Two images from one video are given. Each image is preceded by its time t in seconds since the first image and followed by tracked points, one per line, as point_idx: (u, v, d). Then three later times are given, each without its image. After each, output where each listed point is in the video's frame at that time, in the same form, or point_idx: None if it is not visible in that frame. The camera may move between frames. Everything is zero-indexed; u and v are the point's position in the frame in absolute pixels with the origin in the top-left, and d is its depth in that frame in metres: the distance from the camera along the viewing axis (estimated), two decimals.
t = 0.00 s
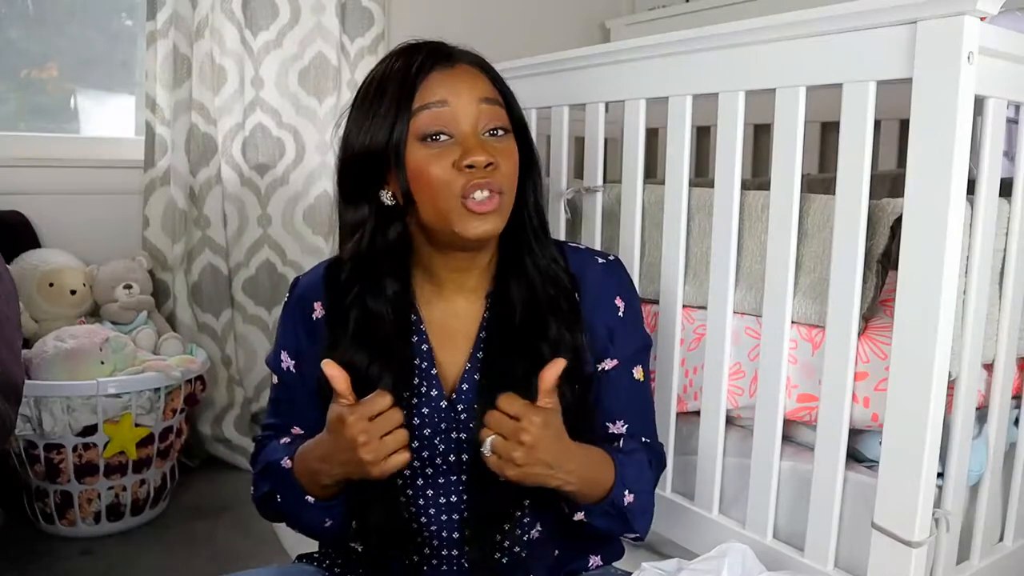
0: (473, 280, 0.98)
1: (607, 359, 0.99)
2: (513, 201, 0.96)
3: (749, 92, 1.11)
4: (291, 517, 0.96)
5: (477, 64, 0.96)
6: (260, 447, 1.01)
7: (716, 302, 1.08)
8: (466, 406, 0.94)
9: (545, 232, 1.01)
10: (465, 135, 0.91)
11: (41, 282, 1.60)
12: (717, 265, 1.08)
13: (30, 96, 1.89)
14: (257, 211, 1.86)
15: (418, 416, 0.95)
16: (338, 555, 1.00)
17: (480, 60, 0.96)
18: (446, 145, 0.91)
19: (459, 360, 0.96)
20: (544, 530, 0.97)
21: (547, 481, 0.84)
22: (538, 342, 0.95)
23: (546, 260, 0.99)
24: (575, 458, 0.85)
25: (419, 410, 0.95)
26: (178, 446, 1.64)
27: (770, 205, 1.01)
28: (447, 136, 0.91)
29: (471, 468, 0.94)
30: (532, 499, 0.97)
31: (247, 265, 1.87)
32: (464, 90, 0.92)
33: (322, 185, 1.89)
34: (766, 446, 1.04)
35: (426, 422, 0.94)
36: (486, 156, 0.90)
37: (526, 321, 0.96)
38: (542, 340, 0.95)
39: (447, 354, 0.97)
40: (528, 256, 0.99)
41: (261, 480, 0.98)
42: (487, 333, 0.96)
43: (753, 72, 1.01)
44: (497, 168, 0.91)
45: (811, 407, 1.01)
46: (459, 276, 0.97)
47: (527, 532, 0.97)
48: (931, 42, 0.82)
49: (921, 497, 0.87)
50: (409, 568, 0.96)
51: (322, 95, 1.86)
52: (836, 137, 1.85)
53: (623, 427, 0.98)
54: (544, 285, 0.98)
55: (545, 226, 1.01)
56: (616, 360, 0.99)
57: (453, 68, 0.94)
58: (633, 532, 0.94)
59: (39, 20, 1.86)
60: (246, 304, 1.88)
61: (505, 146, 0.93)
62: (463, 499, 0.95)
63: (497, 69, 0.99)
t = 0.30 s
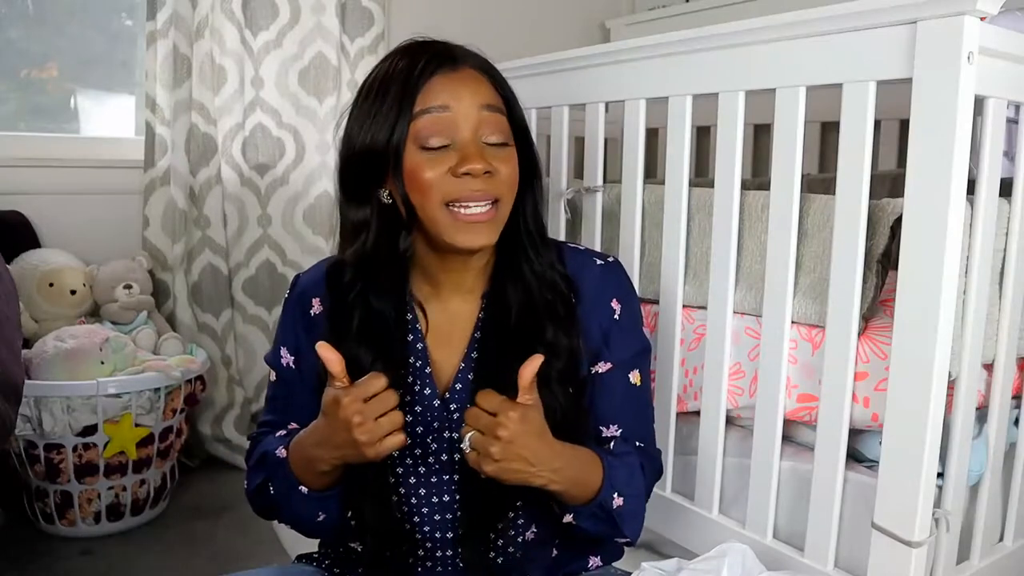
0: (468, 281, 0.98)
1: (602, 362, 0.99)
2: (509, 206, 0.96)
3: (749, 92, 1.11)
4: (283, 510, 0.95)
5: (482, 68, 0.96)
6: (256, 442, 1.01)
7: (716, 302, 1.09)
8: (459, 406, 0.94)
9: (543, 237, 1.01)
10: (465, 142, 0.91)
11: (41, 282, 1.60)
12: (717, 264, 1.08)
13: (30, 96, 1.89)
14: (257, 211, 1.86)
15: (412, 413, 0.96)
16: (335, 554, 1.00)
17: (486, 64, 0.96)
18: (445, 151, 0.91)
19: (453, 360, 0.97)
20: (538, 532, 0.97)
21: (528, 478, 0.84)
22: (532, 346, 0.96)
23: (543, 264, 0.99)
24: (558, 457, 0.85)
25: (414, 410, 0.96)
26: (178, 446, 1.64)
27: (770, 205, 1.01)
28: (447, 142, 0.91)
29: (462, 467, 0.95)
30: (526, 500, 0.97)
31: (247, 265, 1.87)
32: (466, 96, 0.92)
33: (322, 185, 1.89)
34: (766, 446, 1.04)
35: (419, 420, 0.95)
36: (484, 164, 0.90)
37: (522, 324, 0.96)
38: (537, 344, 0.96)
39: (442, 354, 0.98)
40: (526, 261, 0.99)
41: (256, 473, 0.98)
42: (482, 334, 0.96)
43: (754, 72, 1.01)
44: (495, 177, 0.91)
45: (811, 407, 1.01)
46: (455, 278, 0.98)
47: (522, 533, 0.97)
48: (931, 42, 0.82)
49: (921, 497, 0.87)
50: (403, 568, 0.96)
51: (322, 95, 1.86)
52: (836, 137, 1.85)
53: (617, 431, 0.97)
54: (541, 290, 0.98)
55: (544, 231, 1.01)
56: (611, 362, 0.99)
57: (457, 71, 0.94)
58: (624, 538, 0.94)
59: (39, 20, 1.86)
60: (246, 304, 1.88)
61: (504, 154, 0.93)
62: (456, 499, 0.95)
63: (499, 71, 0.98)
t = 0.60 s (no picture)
0: (464, 282, 0.98)
1: (599, 361, 0.99)
2: (509, 209, 0.96)
3: (749, 92, 1.11)
4: (283, 508, 0.96)
5: (495, 73, 0.96)
6: (256, 443, 1.01)
7: (716, 302, 1.08)
8: (456, 407, 0.95)
9: (543, 246, 1.01)
10: (474, 142, 0.91)
11: (41, 282, 1.60)
12: (717, 264, 1.08)
13: (30, 96, 1.89)
14: (257, 211, 1.86)
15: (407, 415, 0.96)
16: (336, 555, 1.00)
17: (499, 67, 0.97)
18: (453, 148, 0.91)
19: (448, 362, 0.97)
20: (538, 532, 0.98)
21: (522, 484, 0.84)
22: (528, 350, 0.96)
23: (542, 272, 0.99)
24: (552, 462, 0.85)
25: (410, 411, 0.96)
26: (178, 446, 1.64)
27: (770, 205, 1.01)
28: (456, 139, 0.91)
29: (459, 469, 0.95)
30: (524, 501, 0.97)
31: (247, 265, 1.87)
32: (479, 95, 0.92)
33: (322, 186, 1.89)
34: (766, 446, 1.04)
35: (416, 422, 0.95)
36: (491, 164, 0.89)
37: (518, 330, 0.96)
38: (534, 351, 0.96)
39: (438, 354, 0.97)
40: (525, 270, 0.99)
41: (254, 472, 0.98)
42: (477, 336, 0.96)
43: (754, 72, 1.01)
44: (501, 179, 0.91)
45: (811, 407, 1.01)
46: (451, 279, 0.97)
47: (521, 533, 0.97)
48: (931, 42, 0.82)
49: (921, 497, 0.87)
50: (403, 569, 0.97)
51: (322, 95, 1.86)
52: (836, 137, 1.85)
53: (616, 430, 0.98)
54: (539, 296, 0.98)
55: (545, 238, 1.01)
56: (609, 361, 0.99)
57: (472, 73, 0.94)
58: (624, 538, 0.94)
59: (39, 19, 1.86)
60: (246, 304, 1.88)
61: (510, 157, 0.93)
62: (454, 501, 0.95)
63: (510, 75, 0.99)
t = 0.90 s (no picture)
0: (465, 282, 0.98)
1: (598, 359, 1.00)
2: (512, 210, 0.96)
3: (749, 92, 1.11)
4: (275, 516, 0.95)
5: (502, 74, 0.96)
6: (247, 444, 1.01)
7: (716, 302, 1.09)
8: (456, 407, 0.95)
9: (546, 248, 1.01)
10: (479, 143, 0.91)
11: (41, 282, 1.60)
12: (717, 264, 1.08)
13: (30, 96, 1.89)
14: (257, 211, 1.86)
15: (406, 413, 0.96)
16: (336, 554, 1.00)
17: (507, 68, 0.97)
18: (459, 149, 0.91)
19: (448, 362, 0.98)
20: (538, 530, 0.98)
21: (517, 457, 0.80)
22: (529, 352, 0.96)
23: (545, 274, 0.99)
24: (547, 433, 0.82)
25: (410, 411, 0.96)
26: (178, 446, 1.64)
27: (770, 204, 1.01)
28: (461, 140, 0.91)
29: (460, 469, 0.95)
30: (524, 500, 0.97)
31: (247, 265, 1.87)
32: (486, 97, 0.92)
33: (322, 186, 1.90)
34: (766, 446, 1.04)
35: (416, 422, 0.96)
36: (495, 166, 0.90)
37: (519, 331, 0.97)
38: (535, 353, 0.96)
39: (438, 354, 0.98)
40: (527, 272, 0.98)
41: (248, 477, 0.98)
42: (478, 336, 0.97)
43: (753, 72, 1.01)
44: (504, 181, 0.91)
45: (811, 407, 1.01)
46: (452, 279, 0.98)
47: (522, 532, 0.97)
48: (931, 42, 0.82)
49: (921, 498, 0.87)
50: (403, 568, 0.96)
51: (322, 95, 1.86)
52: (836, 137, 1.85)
53: (618, 425, 0.97)
54: (540, 298, 0.98)
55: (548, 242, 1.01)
56: (607, 360, 0.99)
57: (480, 74, 0.94)
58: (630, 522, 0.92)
59: (39, 20, 1.86)
60: (246, 304, 1.88)
61: (515, 160, 0.94)
62: (454, 499, 0.95)
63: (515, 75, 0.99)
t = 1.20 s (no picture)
0: (463, 285, 0.98)
1: (594, 361, 1.00)
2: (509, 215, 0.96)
3: (749, 92, 1.11)
4: (286, 521, 0.96)
5: (503, 78, 0.96)
6: (255, 451, 1.01)
7: (716, 302, 1.09)
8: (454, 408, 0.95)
9: (546, 252, 1.00)
10: (476, 150, 0.91)
11: (41, 282, 1.60)
12: (717, 264, 1.08)
13: (30, 96, 1.89)
14: (257, 211, 1.86)
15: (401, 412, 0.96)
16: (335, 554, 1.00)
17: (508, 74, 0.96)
18: (455, 156, 0.91)
19: (445, 363, 0.98)
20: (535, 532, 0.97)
21: (505, 476, 0.84)
22: (527, 356, 0.96)
23: (544, 279, 0.99)
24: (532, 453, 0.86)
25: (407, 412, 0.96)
26: (177, 446, 1.64)
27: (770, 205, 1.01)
28: (458, 146, 0.91)
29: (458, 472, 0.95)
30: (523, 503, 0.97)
31: (247, 265, 1.87)
32: (485, 102, 0.92)
33: (322, 185, 1.90)
34: (766, 446, 1.04)
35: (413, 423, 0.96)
36: (491, 174, 0.89)
37: (517, 335, 0.96)
38: (533, 357, 0.96)
39: (435, 355, 0.98)
40: (525, 275, 0.98)
41: (258, 482, 0.98)
42: (475, 338, 0.97)
43: (753, 72, 1.01)
44: (500, 189, 0.91)
45: (811, 407, 1.01)
46: (449, 282, 0.98)
47: (520, 534, 0.97)
48: (931, 42, 0.82)
49: (921, 498, 0.87)
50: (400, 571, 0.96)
51: (322, 95, 1.86)
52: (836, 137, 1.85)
53: (614, 429, 0.98)
54: (538, 301, 0.98)
55: (547, 246, 1.01)
56: (604, 362, 0.99)
57: (480, 79, 0.94)
58: (621, 533, 0.93)
59: (39, 20, 1.86)
60: (246, 304, 1.88)
61: (512, 166, 0.93)
62: (451, 502, 0.95)
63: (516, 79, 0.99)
